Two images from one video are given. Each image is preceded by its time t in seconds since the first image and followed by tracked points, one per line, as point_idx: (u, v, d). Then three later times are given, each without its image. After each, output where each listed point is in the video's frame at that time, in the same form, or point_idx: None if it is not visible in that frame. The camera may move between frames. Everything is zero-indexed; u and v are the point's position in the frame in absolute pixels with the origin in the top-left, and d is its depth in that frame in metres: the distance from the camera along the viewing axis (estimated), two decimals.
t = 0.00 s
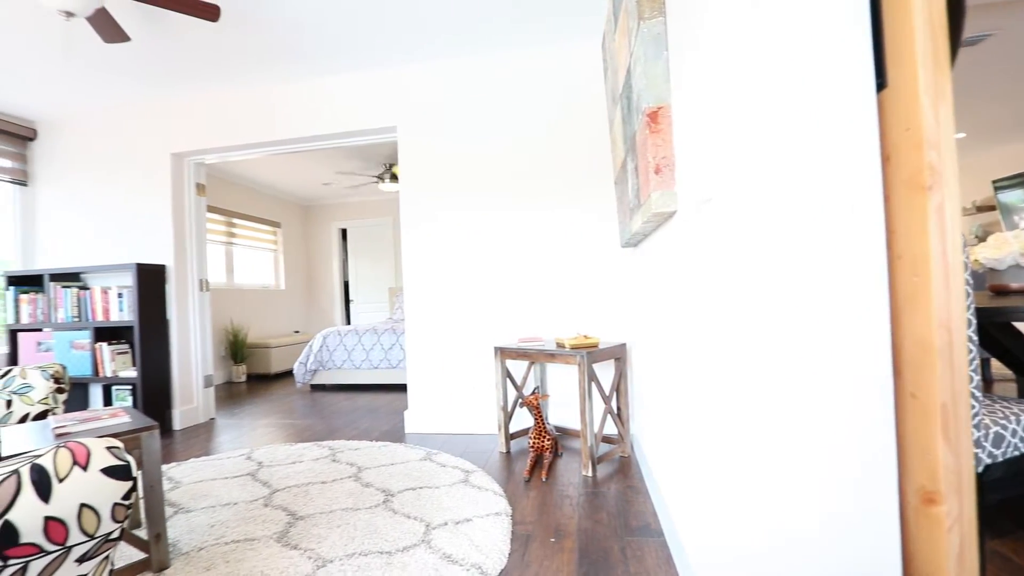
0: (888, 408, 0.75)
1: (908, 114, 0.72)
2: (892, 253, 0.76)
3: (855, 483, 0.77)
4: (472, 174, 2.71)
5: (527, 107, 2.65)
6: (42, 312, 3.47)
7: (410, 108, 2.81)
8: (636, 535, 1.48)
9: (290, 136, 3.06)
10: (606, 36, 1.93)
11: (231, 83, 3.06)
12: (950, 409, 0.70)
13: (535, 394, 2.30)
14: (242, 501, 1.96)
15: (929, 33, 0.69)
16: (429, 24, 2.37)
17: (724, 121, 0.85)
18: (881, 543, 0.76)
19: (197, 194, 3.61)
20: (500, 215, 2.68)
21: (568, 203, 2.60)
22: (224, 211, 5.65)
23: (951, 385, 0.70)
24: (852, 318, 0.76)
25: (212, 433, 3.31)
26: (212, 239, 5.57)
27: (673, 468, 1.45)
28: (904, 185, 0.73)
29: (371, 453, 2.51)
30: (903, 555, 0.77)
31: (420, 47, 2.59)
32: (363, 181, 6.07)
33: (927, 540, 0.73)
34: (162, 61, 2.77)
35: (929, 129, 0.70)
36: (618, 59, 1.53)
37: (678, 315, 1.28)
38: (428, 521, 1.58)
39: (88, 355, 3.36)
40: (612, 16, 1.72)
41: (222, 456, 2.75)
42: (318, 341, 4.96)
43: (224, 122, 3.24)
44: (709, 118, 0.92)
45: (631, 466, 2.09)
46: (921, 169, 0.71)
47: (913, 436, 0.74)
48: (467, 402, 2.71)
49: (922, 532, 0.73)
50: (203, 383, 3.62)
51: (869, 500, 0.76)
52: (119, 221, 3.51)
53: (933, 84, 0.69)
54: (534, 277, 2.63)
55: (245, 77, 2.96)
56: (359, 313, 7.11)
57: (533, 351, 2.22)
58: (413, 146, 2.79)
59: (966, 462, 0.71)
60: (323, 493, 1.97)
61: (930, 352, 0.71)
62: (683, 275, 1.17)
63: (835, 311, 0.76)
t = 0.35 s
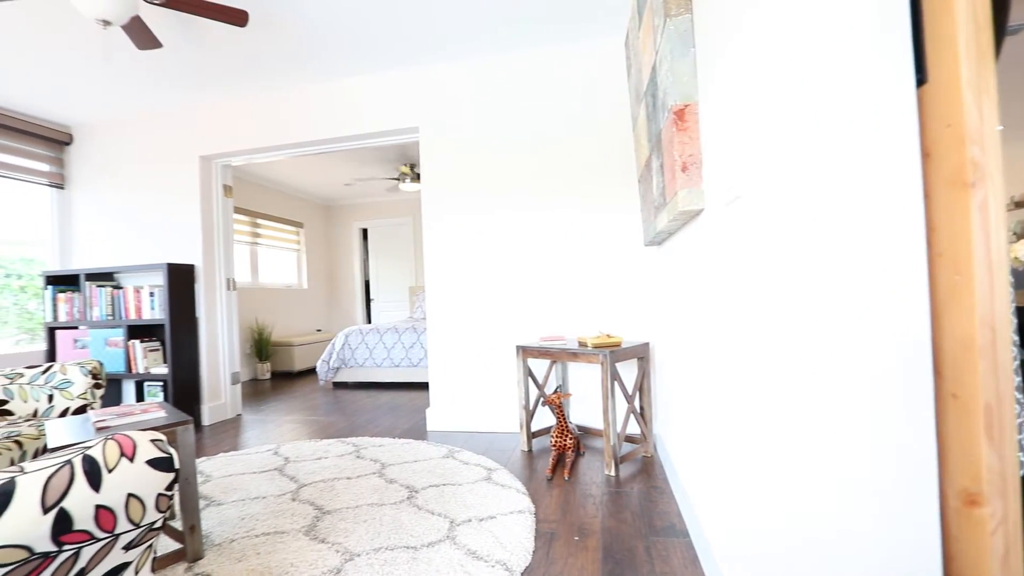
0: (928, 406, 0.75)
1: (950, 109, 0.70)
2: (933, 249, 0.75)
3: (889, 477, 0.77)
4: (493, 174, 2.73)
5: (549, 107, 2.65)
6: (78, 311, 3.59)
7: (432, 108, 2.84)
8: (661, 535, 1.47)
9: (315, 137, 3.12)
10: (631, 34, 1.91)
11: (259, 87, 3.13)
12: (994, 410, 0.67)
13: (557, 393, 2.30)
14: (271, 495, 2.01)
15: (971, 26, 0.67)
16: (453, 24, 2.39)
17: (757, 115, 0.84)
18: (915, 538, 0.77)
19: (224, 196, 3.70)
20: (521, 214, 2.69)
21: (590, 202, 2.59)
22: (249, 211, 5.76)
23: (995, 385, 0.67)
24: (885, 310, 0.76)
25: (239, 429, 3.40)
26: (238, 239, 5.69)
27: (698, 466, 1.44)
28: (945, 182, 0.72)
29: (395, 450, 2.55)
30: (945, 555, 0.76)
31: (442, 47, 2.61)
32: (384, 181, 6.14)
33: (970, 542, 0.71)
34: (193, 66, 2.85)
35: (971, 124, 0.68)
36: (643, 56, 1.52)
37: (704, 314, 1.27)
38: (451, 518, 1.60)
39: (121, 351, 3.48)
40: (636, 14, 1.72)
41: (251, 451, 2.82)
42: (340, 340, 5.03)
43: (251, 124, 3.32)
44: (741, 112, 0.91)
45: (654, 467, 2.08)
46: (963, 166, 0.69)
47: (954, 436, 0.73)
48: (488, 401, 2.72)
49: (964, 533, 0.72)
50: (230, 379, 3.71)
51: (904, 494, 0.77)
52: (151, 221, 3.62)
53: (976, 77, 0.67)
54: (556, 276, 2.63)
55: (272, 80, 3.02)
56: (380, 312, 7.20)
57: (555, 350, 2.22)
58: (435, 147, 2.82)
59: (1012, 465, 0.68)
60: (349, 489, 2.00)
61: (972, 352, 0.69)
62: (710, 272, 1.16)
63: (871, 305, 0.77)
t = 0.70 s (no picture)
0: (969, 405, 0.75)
1: (995, 103, 0.69)
2: (976, 246, 0.74)
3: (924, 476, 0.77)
4: (514, 173, 2.74)
5: (570, 106, 2.65)
6: (111, 309, 3.71)
7: (454, 109, 2.87)
8: (687, 535, 1.47)
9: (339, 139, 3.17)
10: (655, 31, 1.90)
11: (286, 89, 3.19)
12: None
13: (579, 392, 2.29)
14: (297, 490, 2.05)
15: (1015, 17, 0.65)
16: (476, 24, 2.41)
17: (797, 111, 0.81)
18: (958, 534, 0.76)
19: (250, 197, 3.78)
20: (541, 214, 2.69)
21: (611, 201, 2.58)
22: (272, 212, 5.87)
23: None
24: (930, 306, 0.76)
25: (265, 426, 3.47)
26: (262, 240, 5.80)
27: (724, 467, 1.42)
28: (989, 177, 0.71)
29: (418, 447, 2.57)
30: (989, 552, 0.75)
31: (463, 48, 2.63)
32: (404, 181, 6.20)
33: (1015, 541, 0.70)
34: (222, 70, 2.92)
35: (1015, 119, 0.66)
36: (667, 54, 1.51)
37: (731, 313, 1.26)
38: (474, 515, 1.61)
39: (152, 349, 3.59)
40: (660, 13, 1.72)
41: (277, 446, 2.88)
42: (362, 338, 5.10)
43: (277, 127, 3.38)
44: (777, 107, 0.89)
45: (678, 467, 2.07)
46: (1007, 162, 0.67)
47: (998, 436, 0.71)
48: (509, 399, 2.73)
49: (1010, 533, 0.71)
50: (256, 377, 3.79)
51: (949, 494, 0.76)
52: (180, 223, 3.72)
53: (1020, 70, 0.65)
54: (577, 276, 2.62)
55: (298, 83, 3.08)
56: (400, 312, 7.27)
57: (577, 349, 2.22)
58: (456, 147, 2.84)
59: None
60: (373, 485, 2.04)
61: (1016, 351, 0.68)
62: (740, 271, 1.14)
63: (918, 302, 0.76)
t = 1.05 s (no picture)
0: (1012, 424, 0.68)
1: None
2: (1015, 248, 0.68)
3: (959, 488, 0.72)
4: (531, 172, 2.74)
5: (588, 105, 2.64)
6: (138, 308, 3.81)
7: (472, 109, 2.88)
8: (709, 535, 1.46)
9: (358, 139, 3.21)
10: (676, 27, 1.88)
11: (306, 91, 3.24)
12: None
13: (598, 391, 2.29)
14: (320, 486, 2.08)
15: None
16: (493, 24, 2.42)
17: (836, 105, 0.81)
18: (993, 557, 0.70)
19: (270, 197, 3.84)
20: (559, 213, 2.69)
21: (629, 199, 2.57)
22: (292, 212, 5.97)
23: None
24: (962, 306, 0.71)
25: (285, 422, 3.53)
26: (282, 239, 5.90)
27: (748, 468, 1.41)
28: None
29: (437, 445, 2.59)
30: None
31: (481, 48, 2.64)
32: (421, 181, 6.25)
33: None
34: (244, 74, 2.98)
35: None
36: (689, 50, 1.50)
37: (757, 311, 1.25)
38: (494, 512, 1.62)
39: (177, 347, 3.67)
40: (680, 9, 1.71)
41: (297, 443, 2.93)
42: (380, 337, 5.15)
43: (297, 129, 3.44)
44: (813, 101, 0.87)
45: (698, 467, 2.05)
46: None
47: None
48: (527, 398, 2.74)
49: None
50: (277, 374, 3.85)
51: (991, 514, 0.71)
52: (203, 223, 3.80)
53: None
54: (594, 275, 2.62)
55: (318, 84, 3.12)
56: (416, 311, 7.33)
57: (596, 348, 2.22)
58: (473, 147, 2.86)
59: None
60: (393, 482, 2.06)
61: None
62: (768, 268, 1.13)
63: (950, 301, 0.72)
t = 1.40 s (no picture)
0: None
1: None
2: None
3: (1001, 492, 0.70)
4: (551, 172, 2.75)
5: (609, 103, 2.63)
6: (167, 306, 3.92)
7: (492, 108, 2.89)
8: (735, 536, 1.44)
9: (381, 140, 3.25)
10: (701, 23, 1.86)
11: (330, 93, 3.29)
12: None
13: (621, 390, 2.28)
14: (345, 481, 2.12)
15: None
16: (514, 24, 2.42)
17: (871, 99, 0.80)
18: None
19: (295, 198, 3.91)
20: (580, 212, 2.69)
21: (651, 197, 2.55)
22: (314, 212, 6.07)
23: None
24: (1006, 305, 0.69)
25: (309, 419, 3.59)
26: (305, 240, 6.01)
27: (775, 469, 1.39)
28: None
29: (459, 443, 2.61)
30: None
31: (503, 48, 2.65)
32: (440, 181, 6.29)
33: None
34: (269, 77, 3.04)
35: None
36: (715, 47, 1.49)
37: (785, 310, 1.23)
38: (518, 510, 1.63)
39: (205, 345, 3.76)
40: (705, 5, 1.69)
41: (322, 439, 2.98)
42: (400, 335, 5.21)
43: (321, 131, 3.49)
44: (849, 95, 0.85)
45: (722, 467, 2.03)
46: None
47: None
48: (548, 397, 2.74)
49: None
50: (301, 372, 3.93)
51: None
52: (230, 223, 3.89)
53: None
54: (616, 274, 2.61)
55: (341, 87, 3.17)
56: (436, 310, 7.39)
57: (618, 347, 2.21)
58: (494, 147, 2.87)
59: None
60: (417, 479, 2.08)
61: None
62: (798, 266, 1.11)
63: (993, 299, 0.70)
